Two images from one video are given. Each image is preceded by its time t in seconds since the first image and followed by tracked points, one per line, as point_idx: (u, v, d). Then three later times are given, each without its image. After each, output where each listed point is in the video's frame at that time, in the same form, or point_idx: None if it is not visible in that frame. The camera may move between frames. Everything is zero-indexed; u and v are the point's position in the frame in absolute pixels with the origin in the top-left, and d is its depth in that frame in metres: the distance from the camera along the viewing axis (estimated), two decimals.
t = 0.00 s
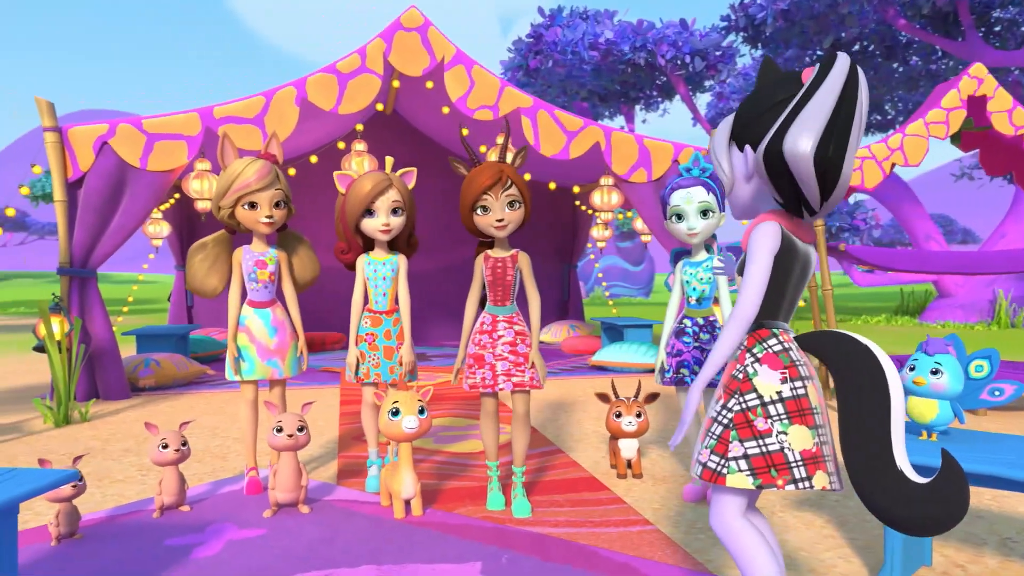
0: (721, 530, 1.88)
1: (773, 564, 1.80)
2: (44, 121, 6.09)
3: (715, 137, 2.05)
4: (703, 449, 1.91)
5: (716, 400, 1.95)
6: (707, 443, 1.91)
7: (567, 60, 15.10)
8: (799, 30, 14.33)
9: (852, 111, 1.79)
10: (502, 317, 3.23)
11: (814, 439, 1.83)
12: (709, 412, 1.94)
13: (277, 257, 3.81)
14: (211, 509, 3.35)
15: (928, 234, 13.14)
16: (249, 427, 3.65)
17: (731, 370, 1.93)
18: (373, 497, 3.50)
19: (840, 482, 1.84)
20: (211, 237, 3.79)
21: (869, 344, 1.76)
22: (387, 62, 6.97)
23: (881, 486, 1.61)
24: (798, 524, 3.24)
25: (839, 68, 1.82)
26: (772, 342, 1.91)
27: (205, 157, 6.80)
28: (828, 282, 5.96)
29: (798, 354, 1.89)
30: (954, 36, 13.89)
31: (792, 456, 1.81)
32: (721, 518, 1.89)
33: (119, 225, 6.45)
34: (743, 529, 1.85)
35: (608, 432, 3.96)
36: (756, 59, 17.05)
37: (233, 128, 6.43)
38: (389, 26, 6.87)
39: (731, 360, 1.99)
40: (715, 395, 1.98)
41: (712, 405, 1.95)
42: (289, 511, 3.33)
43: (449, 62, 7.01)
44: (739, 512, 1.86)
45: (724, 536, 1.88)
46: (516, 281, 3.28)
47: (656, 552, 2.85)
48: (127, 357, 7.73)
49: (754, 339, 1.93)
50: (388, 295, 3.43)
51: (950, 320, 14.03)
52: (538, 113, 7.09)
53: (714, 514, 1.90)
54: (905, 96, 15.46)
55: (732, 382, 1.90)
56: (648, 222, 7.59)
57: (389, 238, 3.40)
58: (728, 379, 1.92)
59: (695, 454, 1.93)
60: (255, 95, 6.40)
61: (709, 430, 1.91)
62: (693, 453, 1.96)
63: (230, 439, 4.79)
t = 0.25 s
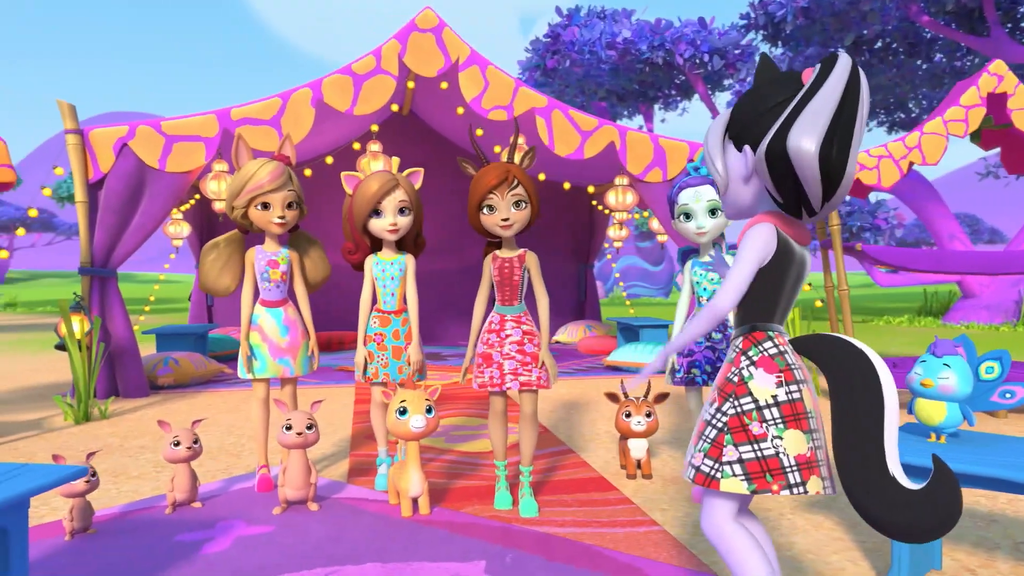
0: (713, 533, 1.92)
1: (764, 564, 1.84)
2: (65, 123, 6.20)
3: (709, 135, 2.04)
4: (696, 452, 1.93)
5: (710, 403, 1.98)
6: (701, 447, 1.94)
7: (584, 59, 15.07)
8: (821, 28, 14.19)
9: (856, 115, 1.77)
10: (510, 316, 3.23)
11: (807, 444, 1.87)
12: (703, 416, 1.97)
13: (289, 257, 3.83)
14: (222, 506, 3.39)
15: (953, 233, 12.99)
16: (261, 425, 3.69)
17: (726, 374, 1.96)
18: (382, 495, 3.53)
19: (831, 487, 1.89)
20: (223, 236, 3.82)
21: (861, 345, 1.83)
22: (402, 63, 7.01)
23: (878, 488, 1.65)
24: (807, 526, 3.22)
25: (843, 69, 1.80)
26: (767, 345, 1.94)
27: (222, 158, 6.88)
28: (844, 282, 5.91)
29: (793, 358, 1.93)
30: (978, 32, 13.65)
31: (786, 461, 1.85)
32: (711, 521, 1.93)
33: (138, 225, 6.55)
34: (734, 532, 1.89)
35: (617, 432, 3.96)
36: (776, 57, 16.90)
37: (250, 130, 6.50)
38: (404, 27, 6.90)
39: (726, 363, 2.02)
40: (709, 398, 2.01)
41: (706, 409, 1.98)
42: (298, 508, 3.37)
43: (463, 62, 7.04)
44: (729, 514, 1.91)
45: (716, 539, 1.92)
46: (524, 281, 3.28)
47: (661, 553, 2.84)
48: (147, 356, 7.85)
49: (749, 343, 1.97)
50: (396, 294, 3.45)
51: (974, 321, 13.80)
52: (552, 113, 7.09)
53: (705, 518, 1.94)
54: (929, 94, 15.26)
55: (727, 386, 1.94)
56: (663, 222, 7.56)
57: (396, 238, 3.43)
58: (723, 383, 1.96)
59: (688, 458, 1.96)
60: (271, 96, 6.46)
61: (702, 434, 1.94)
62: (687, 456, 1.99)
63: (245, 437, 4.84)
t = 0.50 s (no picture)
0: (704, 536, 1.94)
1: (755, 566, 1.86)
2: (85, 126, 6.30)
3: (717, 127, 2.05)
4: (698, 458, 1.92)
5: (711, 407, 1.96)
6: (701, 452, 1.92)
7: (601, 59, 15.02)
8: (841, 26, 13.99)
9: (880, 125, 1.77)
10: (517, 316, 3.25)
11: (810, 451, 1.87)
12: (705, 421, 1.95)
13: (300, 256, 3.84)
14: (232, 502, 3.43)
15: (976, 233, 12.79)
16: (272, 423, 3.73)
17: (728, 378, 1.94)
18: (390, 494, 3.55)
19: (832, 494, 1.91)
20: (235, 236, 3.87)
21: (855, 349, 1.82)
22: (416, 63, 7.05)
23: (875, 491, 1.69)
24: (815, 528, 3.19)
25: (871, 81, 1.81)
26: (770, 349, 1.93)
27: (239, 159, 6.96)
28: (860, 283, 5.86)
29: (794, 363, 1.93)
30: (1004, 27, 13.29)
31: (793, 468, 1.84)
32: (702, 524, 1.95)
33: (157, 225, 6.64)
34: (724, 534, 1.90)
35: (626, 432, 3.94)
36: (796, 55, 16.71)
37: (266, 131, 6.56)
38: (418, 28, 6.94)
39: (726, 366, 2.01)
40: (708, 401, 2.00)
41: (707, 413, 1.96)
42: (307, 506, 3.40)
43: (477, 62, 7.06)
44: (721, 518, 1.92)
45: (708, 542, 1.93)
46: (530, 282, 3.29)
47: (665, 554, 2.84)
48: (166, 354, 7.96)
49: (751, 346, 1.96)
50: (403, 294, 3.48)
51: (998, 322, 13.55)
52: (566, 113, 7.09)
53: (697, 519, 1.96)
54: (953, 91, 15.02)
55: (731, 391, 1.92)
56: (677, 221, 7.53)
57: (403, 238, 3.47)
58: (726, 387, 1.94)
59: (687, 465, 1.94)
60: (286, 98, 6.53)
61: (705, 439, 1.92)
62: (685, 459, 1.97)
63: (258, 435, 4.90)
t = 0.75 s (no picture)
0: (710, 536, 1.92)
1: (762, 567, 1.86)
2: (103, 127, 6.39)
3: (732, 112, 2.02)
4: (713, 461, 1.88)
5: (719, 408, 1.93)
6: (715, 453, 1.89)
7: (617, 59, 14.98)
8: (859, 23, 13.78)
9: (907, 149, 1.87)
10: (520, 316, 3.25)
11: (820, 452, 1.89)
12: (714, 422, 1.92)
13: (309, 256, 3.86)
14: (241, 500, 3.47)
15: (998, 233, 12.57)
16: (280, 422, 3.76)
17: (738, 379, 1.93)
18: (396, 493, 3.57)
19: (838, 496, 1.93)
20: (245, 236, 3.89)
21: (862, 349, 1.84)
22: (429, 64, 7.07)
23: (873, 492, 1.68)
24: (823, 531, 3.16)
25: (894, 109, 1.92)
26: (777, 350, 1.93)
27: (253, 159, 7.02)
28: (875, 283, 5.80)
29: (799, 364, 1.94)
30: None
31: (808, 470, 1.85)
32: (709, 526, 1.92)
33: (173, 225, 6.72)
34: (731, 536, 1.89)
35: (633, 433, 3.93)
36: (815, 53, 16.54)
37: (280, 132, 6.62)
38: (431, 29, 6.96)
39: (729, 366, 1.99)
40: (713, 401, 1.97)
41: (716, 414, 1.93)
42: (314, 504, 3.43)
43: (490, 62, 7.06)
44: (730, 519, 1.89)
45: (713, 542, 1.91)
46: (534, 282, 3.30)
47: (668, 554, 2.83)
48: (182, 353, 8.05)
49: (758, 346, 1.95)
50: (409, 294, 3.51)
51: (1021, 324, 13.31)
52: (579, 113, 7.08)
53: (704, 518, 1.93)
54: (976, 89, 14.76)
55: (741, 392, 1.91)
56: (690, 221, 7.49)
57: (409, 237, 3.53)
58: (736, 388, 1.92)
59: (698, 466, 1.91)
60: (300, 99, 6.58)
61: (718, 441, 1.90)
62: (693, 462, 1.93)
63: (270, 433, 4.95)
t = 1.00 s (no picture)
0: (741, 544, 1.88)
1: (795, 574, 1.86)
2: (117, 129, 6.46)
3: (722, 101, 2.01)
4: (732, 469, 1.84)
5: (724, 414, 1.89)
6: (733, 462, 1.84)
7: (630, 58, 14.91)
8: (876, 21, 13.56)
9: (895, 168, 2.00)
10: (522, 317, 3.26)
11: (816, 448, 1.90)
12: (723, 429, 1.88)
13: (315, 256, 3.86)
14: (246, 498, 3.49)
15: (1018, 233, 12.36)
16: (286, 421, 3.78)
17: (738, 382, 1.90)
18: (401, 492, 3.58)
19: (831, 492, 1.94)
20: (251, 236, 3.90)
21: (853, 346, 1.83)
22: (439, 64, 7.07)
23: (876, 491, 1.72)
24: (828, 533, 3.13)
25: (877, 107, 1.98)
26: (772, 349, 1.92)
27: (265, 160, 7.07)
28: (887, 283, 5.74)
29: (789, 361, 1.94)
30: None
31: (814, 467, 1.86)
32: (739, 537, 1.88)
33: (185, 225, 6.79)
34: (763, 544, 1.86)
35: (639, 434, 3.92)
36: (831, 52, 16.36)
37: (291, 133, 6.67)
38: (441, 30, 6.97)
39: (723, 369, 1.96)
40: (715, 409, 1.93)
41: (721, 421, 1.89)
42: (319, 502, 3.45)
43: (500, 63, 7.06)
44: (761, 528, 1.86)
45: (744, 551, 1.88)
46: (537, 282, 3.30)
47: (670, 556, 2.81)
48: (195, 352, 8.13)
49: (754, 346, 1.93)
50: (413, 294, 3.53)
51: None
52: (589, 112, 7.06)
53: (735, 526, 1.88)
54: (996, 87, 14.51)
55: (745, 395, 1.88)
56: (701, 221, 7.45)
57: (412, 237, 3.54)
58: (738, 392, 1.89)
59: (720, 480, 1.85)
60: (311, 100, 6.62)
61: (733, 449, 1.85)
62: (709, 474, 1.88)
63: (279, 432, 4.99)
